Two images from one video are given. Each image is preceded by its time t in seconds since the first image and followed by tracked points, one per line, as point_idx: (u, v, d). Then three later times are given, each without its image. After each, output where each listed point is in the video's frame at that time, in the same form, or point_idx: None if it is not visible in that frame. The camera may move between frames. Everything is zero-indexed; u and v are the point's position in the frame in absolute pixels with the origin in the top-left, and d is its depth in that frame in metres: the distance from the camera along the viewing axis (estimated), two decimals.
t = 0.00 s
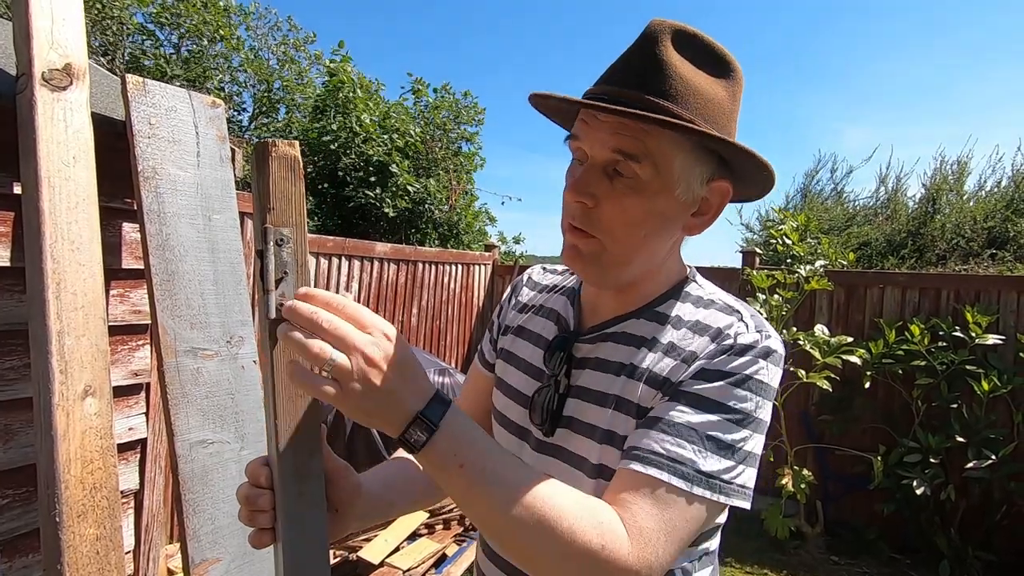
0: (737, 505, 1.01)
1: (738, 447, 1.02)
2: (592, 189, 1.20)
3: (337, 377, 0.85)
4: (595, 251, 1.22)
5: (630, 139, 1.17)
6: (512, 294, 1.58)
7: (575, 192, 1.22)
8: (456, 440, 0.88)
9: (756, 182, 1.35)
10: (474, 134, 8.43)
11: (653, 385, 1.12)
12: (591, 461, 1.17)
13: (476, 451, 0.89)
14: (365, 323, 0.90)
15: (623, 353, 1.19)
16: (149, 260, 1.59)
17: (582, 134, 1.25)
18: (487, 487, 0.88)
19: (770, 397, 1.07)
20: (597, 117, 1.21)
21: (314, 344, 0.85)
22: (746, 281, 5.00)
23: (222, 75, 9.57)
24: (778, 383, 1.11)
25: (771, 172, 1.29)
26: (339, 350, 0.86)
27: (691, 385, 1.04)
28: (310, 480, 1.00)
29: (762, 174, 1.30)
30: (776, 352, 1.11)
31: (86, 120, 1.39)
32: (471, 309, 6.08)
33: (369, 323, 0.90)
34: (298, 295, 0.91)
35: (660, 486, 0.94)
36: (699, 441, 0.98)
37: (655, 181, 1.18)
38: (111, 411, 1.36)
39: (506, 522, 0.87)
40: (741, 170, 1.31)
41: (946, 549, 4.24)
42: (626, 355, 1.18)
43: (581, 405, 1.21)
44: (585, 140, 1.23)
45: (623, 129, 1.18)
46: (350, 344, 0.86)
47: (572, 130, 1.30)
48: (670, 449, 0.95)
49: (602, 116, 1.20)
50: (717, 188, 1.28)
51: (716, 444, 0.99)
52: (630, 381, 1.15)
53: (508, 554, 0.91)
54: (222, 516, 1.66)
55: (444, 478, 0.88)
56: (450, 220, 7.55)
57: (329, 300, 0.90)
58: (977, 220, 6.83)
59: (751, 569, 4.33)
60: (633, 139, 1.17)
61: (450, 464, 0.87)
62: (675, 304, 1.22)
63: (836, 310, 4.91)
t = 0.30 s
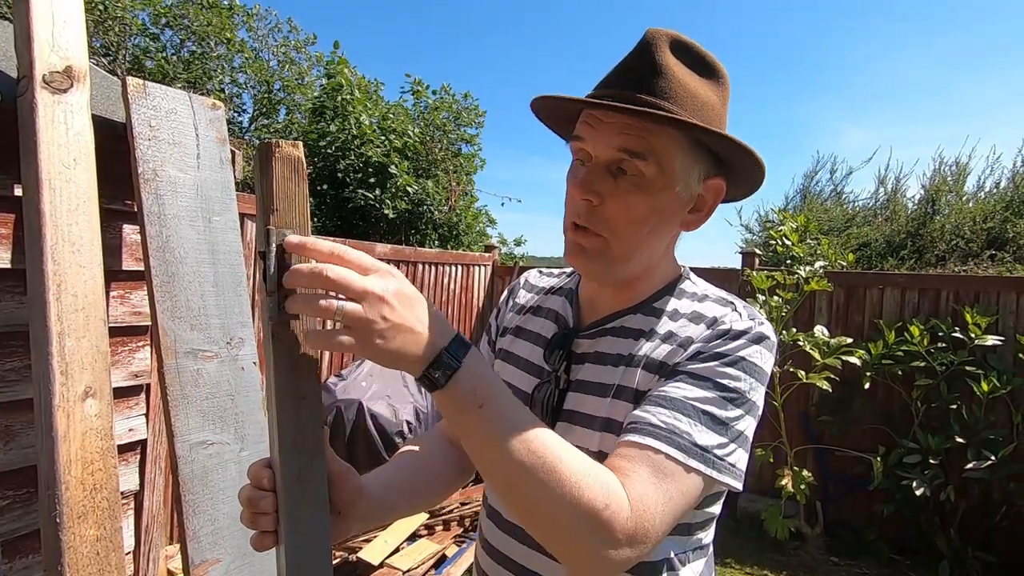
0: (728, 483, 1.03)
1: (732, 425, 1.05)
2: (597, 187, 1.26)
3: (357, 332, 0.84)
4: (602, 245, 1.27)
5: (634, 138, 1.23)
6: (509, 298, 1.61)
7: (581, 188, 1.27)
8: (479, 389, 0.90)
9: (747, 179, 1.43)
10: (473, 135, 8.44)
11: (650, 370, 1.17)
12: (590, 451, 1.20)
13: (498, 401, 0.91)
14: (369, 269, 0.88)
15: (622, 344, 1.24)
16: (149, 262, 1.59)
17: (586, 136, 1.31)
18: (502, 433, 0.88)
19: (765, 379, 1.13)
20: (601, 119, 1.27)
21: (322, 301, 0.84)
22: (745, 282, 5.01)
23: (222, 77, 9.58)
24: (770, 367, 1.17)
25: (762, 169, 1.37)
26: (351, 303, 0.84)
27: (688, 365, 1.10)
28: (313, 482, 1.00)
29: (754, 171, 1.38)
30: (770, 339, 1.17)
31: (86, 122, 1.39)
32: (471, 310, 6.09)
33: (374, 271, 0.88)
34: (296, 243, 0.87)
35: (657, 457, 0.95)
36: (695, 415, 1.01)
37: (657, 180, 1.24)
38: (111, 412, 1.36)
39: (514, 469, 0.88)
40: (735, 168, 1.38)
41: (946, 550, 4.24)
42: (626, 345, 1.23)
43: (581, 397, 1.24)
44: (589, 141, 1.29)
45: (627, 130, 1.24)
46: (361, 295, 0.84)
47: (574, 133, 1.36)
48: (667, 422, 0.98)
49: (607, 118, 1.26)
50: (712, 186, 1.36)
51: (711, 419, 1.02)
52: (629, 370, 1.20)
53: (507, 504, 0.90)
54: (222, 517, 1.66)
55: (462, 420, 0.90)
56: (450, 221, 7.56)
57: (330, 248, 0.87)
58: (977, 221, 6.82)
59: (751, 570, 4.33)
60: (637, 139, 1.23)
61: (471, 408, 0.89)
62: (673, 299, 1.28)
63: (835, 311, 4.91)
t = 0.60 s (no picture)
0: (723, 471, 1.08)
1: (724, 413, 1.11)
2: (605, 188, 1.32)
3: (373, 335, 0.87)
4: (608, 242, 1.34)
5: (641, 142, 1.30)
6: (506, 300, 1.66)
7: (589, 189, 1.34)
8: (473, 383, 0.95)
9: (732, 180, 1.54)
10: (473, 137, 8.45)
11: (646, 361, 1.24)
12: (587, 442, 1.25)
13: (492, 392, 0.96)
14: (377, 270, 0.91)
15: (619, 339, 1.30)
16: (150, 264, 1.59)
17: (591, 139, 1.37)
18: (496, 425, 0.94)
19: (756, 370, 1.20)
20: (607, 123, 1.34)
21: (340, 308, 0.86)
22: (745, 283, 5.02)
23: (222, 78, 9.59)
24: (763, 359, 1.24)
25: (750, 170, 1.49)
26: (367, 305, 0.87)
27: (683, 355, 1.17)
28: (320, 484, 1.00)
29: (742, 172, 1.49)
30: (761, 330, 1.25)
31: (87, 124, 1.40)
32: (470, 311, 6.09)
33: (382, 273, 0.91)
34: (305, 244, 0.89)
35: (648, 443, 1.02)
36: (687, 404, 1.07)
37: (661, 180, 1.32)
38: (112, 414, 1.37)
39: (509, 459, 0.93)
40: (725, 169, 1.49)
41: (945, 551, 4.25)
42: (622, 338, 1.30)
43: (579, 390, 1.30)
44: (596, 144, 1.36)
45: (634, 133, 1.31)
46: (375, 297, 0.87)
47: (577, 137, 1.43)
48: (660, 409, 1.04)
49: (613, 122, 1.32)
50: (707, 186, 1.46)
51: (703, 407, 1.08)
52: (626, 361, 1.26)
53: (503, 492, 0.96)
54: (223, 518, 1.66)
55: (457, 414, 0.94)
56: (449, 222, 7.57)
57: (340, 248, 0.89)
58: (975, 222, 6.84)
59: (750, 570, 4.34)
60: (642, 142, 1.30)
61: (465, 402, 0.94)
62: (668, 295, 1.35)
63: (834, 312, 4.92)
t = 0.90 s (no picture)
0: (715, 460, 1.08)
1: (715, 403, 1.11)
2: (605, 187, 1.33)
3: (381, 343, 0.90)
4: (608, 239, 1.34)
5: (640, 141, 1.31)
6: (501, 300, 1.67)
7: (590, 187, 1.34)
8: (458, 382, 0.95)
9: (722, 180, 1.57)
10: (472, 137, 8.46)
11: (639, 353, 1.26)
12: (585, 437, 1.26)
13: (477, 390, 0.96)
14: (383, 283, 0.94)
15: (613, 333, 1.32)
16: (148, 263, 1.60)
17: (591, 138, 1.37)
18: (483, 424, 0.94)
19: (749, 360, 1.21)
20: (606, 122, 1.34)
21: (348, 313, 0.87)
22: (743, 283, 5.02)
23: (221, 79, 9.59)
24: (755, 349, 1.25)
25: (740, 171, 1.52)
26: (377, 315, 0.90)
27: (675, 347, 1.19)
28: (329, 489, 1.01)
29: (732, 173, 1.52)
30: (752, 320, 1.27)
31: (85, 124, 1.40)
32: (469, 311, 6.09)
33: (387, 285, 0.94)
34: (322, 250, 0.89)
35: (639, 433, 1.02)
36: (677, 394, 1.08)
37: (659, 178, 1.34)
38: (109, 413, 1.37)
39: (500, 458, 0.94)
40: (716, 171, 1.51)
41: (944, 550, 4.26)
42: (616, 332, 1.32)
43: (575, 385, 1.32)
44: (596, 143, 1.36)
45: (633, 132, 1.32)
46: (385, 309, 0.91)
47: (574, 137, 1.44)
48: (650, 399, 1.05)
49: (613, 121, 1.33)
50: (700, 187, 1.48)
51: (693, 397, 1.09)
52: (621, 353, 1.29)
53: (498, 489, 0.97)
54: (222, 518, 1.64)
55: (444, 415, 0.94)
56: (448, 222, 7.59)
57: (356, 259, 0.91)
58: (973, 222, 6.85)
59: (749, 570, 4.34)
60: (641, 142, 1.31)
61: (451, 402, 0.94)
62: (661, 291, 1.37)
63: (833, 312, 4.93)
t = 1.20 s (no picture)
0: (711, 451, 1.08)
1: (711, 393, 1.11)
2: (623, 178, 1.35)
3: (377, 333, 0.90)
4: (623, 231, 1.37)
5: (653, 133, 1.38)
6: (498, 298, 1.68)
7: (604, 179, 1.36)
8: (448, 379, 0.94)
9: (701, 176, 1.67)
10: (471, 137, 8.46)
11: (635, 344, 1.27)
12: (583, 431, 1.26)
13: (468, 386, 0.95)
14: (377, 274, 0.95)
15: (609, 326, 1.33)
16: (146, 262, 1.59)
17: (599, 132, 1.40)
18: (475, 421, 0.93)
19: (744, 351, 1.21)
20: (617, 116, 1.39)
21: (344, 301, 0.87)
22: (742, 281, 5.03)
23: (219, 78, 9.58)
24: (749, 340, 1.25)
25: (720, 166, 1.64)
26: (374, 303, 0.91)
27: (671, 338, 1.19)
28: (329, 489, 1.00)
29: (714, 167, 1.64)
30: (746, 311, 1.27)
31: (82, 123, 1.40)
32: (468, 311, 6.09)
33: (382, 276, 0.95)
34: (323, 238, 0.90)
35: (635, 424, 1.02)
36: (674, 385, 1.08)
37: (670, 170, 1.40)
38: (107, 413, 1.37)
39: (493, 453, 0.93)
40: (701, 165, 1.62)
41: (943, 549, 4.26)
42: (612, 325, 1.33)
43: (571, 379, 1.32)
44: (609, 137, 1.39)
45: (645, 125, 1.38)
46: (381, 298, 0.91)
47: (576, 133, 1.46)
48: (646, 390, 1.05)
49: (625, 116, 1.38)
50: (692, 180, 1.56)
51: (689, 387, 1.09)
52: (617, 345, 1.29)
53: (492, 484, 0.96)
54: (220, 517, 1.64)
55: (435, 412, 0.93)
56: (447, 222, 7.60)
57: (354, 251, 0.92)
58: (972, 221, 6.87)
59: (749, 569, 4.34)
60: (654, 133, 1.38)
61: (440, 400, 0.92)
62: (656, 285, 1.39)
63: (831, 311, 4.93)
